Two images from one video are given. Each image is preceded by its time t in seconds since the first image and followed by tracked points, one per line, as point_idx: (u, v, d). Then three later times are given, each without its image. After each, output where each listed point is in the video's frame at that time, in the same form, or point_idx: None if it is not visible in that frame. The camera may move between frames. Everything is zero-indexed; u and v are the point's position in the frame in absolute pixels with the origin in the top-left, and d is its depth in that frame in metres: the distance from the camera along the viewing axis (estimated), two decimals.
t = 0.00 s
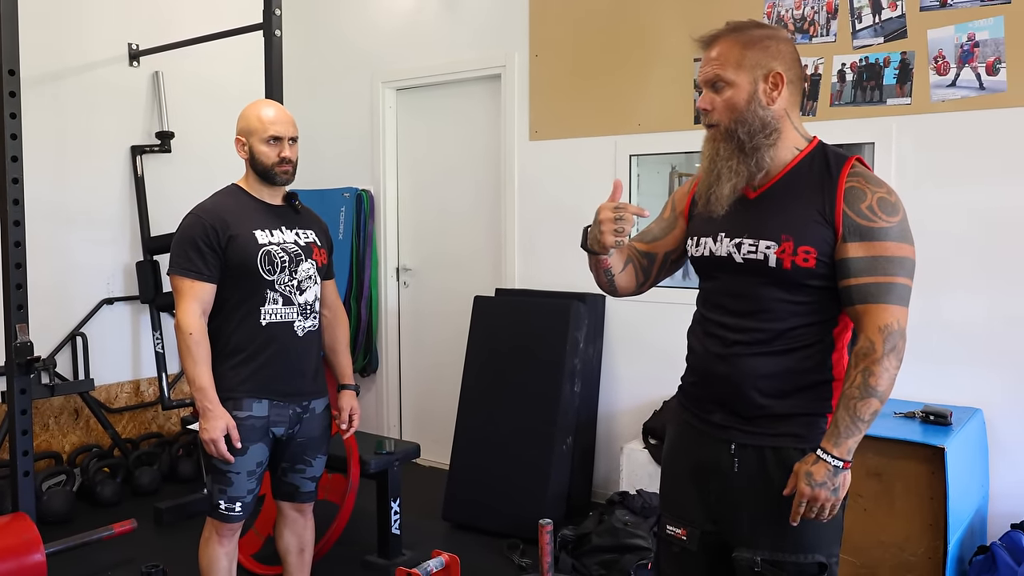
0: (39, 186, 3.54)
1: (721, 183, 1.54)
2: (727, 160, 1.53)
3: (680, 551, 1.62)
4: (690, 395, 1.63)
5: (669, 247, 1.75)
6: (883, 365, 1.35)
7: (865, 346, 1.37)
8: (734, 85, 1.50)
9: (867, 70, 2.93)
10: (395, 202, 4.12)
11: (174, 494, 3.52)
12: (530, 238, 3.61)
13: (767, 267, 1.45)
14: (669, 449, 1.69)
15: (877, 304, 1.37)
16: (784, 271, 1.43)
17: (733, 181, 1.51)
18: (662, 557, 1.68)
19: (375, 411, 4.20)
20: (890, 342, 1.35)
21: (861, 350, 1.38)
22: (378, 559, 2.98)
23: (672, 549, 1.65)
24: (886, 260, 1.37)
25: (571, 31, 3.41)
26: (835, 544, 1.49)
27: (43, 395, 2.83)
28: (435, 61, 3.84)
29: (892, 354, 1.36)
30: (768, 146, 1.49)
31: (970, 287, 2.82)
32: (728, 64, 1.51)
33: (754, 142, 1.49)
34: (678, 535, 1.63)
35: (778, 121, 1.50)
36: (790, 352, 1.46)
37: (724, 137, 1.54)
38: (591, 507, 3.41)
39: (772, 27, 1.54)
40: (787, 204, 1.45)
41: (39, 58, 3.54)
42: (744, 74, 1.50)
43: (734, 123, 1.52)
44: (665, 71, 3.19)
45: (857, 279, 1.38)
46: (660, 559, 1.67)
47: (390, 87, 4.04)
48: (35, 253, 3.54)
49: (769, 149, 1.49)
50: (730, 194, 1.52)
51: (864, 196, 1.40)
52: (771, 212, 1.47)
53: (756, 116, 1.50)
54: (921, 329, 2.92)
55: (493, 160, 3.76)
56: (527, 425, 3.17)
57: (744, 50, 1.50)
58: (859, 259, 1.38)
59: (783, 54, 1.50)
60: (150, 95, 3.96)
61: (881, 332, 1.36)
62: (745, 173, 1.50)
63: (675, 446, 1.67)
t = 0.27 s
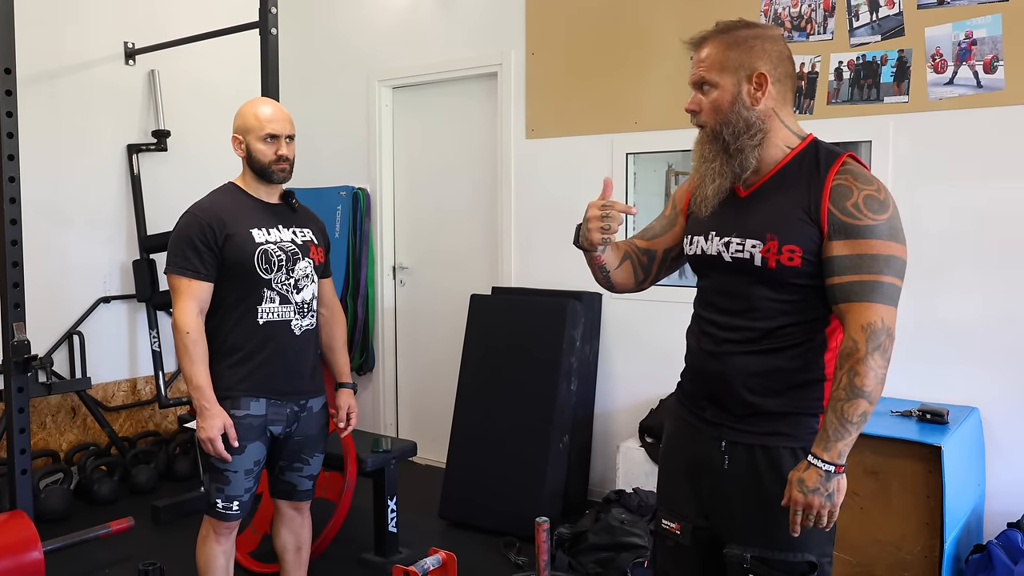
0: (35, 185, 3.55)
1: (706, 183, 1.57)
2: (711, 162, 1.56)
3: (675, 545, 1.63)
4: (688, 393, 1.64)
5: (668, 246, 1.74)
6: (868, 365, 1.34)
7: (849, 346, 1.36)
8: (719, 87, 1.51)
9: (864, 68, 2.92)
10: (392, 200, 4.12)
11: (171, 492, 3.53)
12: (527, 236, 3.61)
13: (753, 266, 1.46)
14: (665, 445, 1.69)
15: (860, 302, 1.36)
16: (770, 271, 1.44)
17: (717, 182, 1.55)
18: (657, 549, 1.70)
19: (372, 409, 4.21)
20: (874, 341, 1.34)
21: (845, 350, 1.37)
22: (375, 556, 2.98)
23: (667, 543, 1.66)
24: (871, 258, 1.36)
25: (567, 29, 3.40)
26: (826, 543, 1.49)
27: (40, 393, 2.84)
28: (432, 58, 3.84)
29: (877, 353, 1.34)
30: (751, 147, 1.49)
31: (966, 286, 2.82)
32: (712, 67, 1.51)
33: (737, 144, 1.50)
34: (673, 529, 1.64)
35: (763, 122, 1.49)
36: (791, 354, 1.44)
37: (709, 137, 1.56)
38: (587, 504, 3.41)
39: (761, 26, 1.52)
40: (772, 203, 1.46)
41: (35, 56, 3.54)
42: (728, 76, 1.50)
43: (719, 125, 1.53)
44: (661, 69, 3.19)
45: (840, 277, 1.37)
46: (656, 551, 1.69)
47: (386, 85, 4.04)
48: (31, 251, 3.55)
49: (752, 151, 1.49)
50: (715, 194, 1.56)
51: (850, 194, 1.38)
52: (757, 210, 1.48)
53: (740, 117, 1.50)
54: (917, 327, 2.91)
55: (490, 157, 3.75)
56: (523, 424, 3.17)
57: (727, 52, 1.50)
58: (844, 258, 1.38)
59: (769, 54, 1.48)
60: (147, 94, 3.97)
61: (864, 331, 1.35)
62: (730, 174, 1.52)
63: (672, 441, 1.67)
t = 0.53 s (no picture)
0: (35, 183, 3.56)
1: (708, 182, 1.56)
2: (714, 159, 1.54)
3: (673, 543, 1.63)
4: (688, 392, 1.63)
5: (669, 243, 1.73)
6: (859, 364, 1.32)
7: (842, 344, 1.34)
8: (720, 85, 1.50)
9: (865, 66, 2.91)
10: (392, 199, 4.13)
11: (171, 489, 3.54)
12: (526, 235, 3.61)
13: (751, 265, 1.46)
14: (665, 443, 1.69)
15: (856, 302, 1.34)
16: (768, 270, 1.43)
17: (719, 180, 1.53)
18: (657, 547, 1.69)
19: (371, 407, 4.21)
20: (867, 342, 1.32)
21: (838, 349, 1.35)
22: (374, 554, 2.98)
23: (666, 541, 1.65)
24: (868, 257, 1.34)
25: (566, 27, 3.40)
26: (826, 544, 1.47)
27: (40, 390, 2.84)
28: (431, 56, 3.84)
29: (869, 353, 1.33)
30: (755, 144, 1.48)
31: (967, 285, 2.80)
32: (714, 65, 1.51)
33: (741, 140, 1.49)
34: (672, 527, 1.64)
35: (765, 118, 1.49)
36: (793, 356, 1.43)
37: (712, 135, 1.55)
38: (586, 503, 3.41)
39: (761, 24, 1.52)
40: (772, 202, 1.45)
41: (35, 54, 3.55)
42: (730, 74, 1.50)
43: (721, 122, 1.52)
44: (660, 67, 3.18)
45: (836, 276, 1.36)
46: (655, 548, 1.68)
47: (386, 84, 4.04)
48: (31, 249, 3.56)
49: (756, 147, 1.48)
50: (718, 192, 1.54)
51: (848, 193, 1.37)
52: (756, 210, 1.47)
53: (742, 114, 1.49)
54: (918, 326, 2.90)
55: (489, 156, 3.75)
56: (522, 422, 3.17)
57: (729, 49, 1.49)
58: (841, 257, 1.36)
59: (771, 50, 1.48)
60: (147, 92, 3.98)
61: (858, 330, 1.33)
62: (732, 172, 1.51)
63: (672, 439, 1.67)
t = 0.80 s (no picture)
0: (29, 181, 3.53)
1: (713, 173, 1.54)
2: (721, 149, 1.52)
3: (672, 547, 1.63)
4: (684, 396, 1.64)
5: (672, 257, 1.73)
6: (844, 334, 1.30)
7: (838, 313, 1.33)
8: (729, 75, 1.50)
9: (862, 66, 2.91)
10: (388, 198, 4.12)
11: (167, 489, 3.53)
12: (523, 234, 3.61)
13: (749, 259, 1.45)
14: (661, 447, 1.69)
15: (859, 288, 1.33)
16: (767, 264, 1.42)
17: (726, 171, 1.51)
18: (655, 552, 1.69)
19: (368, 407, 4.21)
20: (863, 322, 1.30)
21: (833, 314, 1.33)
22: (371, 554, 2.97)
23: (663, 545, 1.65)
24: (873, 248, 1.34)
25: (565, 26, 3.40)
26: (824, 544, 1.48)
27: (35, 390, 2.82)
28: (429, 55, 3.83)
29: (859, 333, 1.30)
30: (762, 135, 1.48)
31: (963, 284, 2.81)
32: (723, 54, 1.50)
33: (749, 130, 1.48)
34: (669, 530, 1.64)
35: (772, 111, 1.49)
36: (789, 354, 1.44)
37: (717, 126, 1.53)
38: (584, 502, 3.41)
39: (766, 21, 1.54)
40: (771, 197, 1.45)
41: (30, 51, 3.52)
42: (739, 63, 1.49)
43: (728, 113, 1.51)
44: (659, 67, 3.18)
45: (842, 265, 1.34)
46: (653, 554, 1.68)
47: (383, 82, 4.03)
48: (26, 247, 3.53)
49: (763, 138, 1.48)
50: (723, 183, 1.53)
51: (850, 186, 1.38)
52: (753, 208, 1.47)
53: (751, 105, 1.49)
54: (914, 326, 2.91)
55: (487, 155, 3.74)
56: (519, 421, 3.17)
57: (739, 40, 1.49)
58: (848, 247, 1.35)
59: (777, 45, 1.49)
60: (143, 90, 3.96)
61: (858, 309, 1.31)
62: (738, 163, 1.50)
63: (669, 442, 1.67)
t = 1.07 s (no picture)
0: (28, 180, 3.53)
1: (707, 172, 1.54)
2: (714, 149, 1.53)
3: (670, 547, 1.63)
4: (683, 396, 1.64)
5: (671, 257, 1.72)
6: (839, 338, 1.31)
7: (835, 317, 1.33)
8: (724, 74, 1.50)
9: (861, 67, 2.92)
10: (387, 198, 4.12)
11: (164, 489, 3.53)
12: (523, 234, 3.61)
13: (744, 261, 1.45)
14: (661, 446, 1.69)
15: (856, 292, 1.32)
16: (762, 266, 1.42)
17: (718, 170, 1.51)
18: (653, 552, 1.70)
19: (366, 407, 4.20)
20: (859, 325, 1.30)
21: (829, 319, 1.34)
22: (370, 554, 2.97)
23: (662, 545, 1.66)
24: (868, 249, 1.33)
25: (564, 26, 3.40)
26: (822, 546, 1.47)
27: (33, 389, 2.81)
28: (428, 56, 3.83)
29: (856, 337, 1.30)
30: (755, 135, 1.48)
31: (962, 285, 2.82)
32: (718, 54, 1.50)
33: (743, 129, 1.48)
34: (667, 530, 1.64)
35: (766, 111, 1.49)
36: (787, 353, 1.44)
37: (711, 125, 1.54)
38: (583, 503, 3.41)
39: (762, 21, 1.54)
40: (768, 198, 1.45)
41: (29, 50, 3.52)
42: (734, 63, 1.49)
43: (722, 112, 1.51)
44: (659, 67, 3.19)
45: (838, 269, 1.34)
46: (652, 553, 1.69)
47: (383, 83, 4.03)
48: (24, 246, 3.53)
49: (756, 138, 1.48)
50: (715, 183, 1.53)
51: (844, 188, 1.37)
52: (748, 211, 1.46)
53: (745, 104, 1.49)
54: (913, 327, 2.91)
55: (486, 156, 3.75)
56: (518, 422, 3.16)
57: (734, 40, 1.50)
58: (843, 250, 1.35)
59: (773, 45, 1.50)
60: (142, 90, 3.96)
61: (855, 312, 1.31)
62: (731, 163, 1.50)
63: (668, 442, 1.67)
